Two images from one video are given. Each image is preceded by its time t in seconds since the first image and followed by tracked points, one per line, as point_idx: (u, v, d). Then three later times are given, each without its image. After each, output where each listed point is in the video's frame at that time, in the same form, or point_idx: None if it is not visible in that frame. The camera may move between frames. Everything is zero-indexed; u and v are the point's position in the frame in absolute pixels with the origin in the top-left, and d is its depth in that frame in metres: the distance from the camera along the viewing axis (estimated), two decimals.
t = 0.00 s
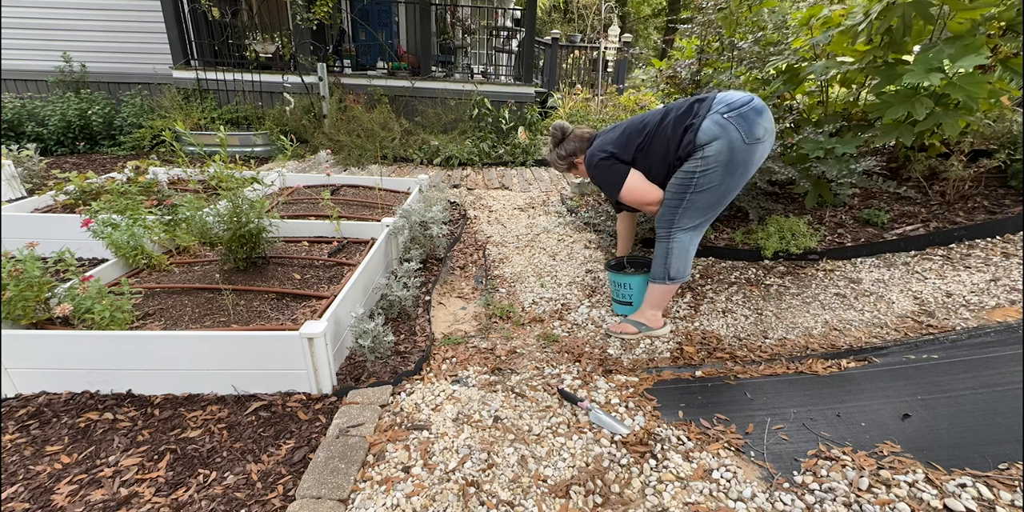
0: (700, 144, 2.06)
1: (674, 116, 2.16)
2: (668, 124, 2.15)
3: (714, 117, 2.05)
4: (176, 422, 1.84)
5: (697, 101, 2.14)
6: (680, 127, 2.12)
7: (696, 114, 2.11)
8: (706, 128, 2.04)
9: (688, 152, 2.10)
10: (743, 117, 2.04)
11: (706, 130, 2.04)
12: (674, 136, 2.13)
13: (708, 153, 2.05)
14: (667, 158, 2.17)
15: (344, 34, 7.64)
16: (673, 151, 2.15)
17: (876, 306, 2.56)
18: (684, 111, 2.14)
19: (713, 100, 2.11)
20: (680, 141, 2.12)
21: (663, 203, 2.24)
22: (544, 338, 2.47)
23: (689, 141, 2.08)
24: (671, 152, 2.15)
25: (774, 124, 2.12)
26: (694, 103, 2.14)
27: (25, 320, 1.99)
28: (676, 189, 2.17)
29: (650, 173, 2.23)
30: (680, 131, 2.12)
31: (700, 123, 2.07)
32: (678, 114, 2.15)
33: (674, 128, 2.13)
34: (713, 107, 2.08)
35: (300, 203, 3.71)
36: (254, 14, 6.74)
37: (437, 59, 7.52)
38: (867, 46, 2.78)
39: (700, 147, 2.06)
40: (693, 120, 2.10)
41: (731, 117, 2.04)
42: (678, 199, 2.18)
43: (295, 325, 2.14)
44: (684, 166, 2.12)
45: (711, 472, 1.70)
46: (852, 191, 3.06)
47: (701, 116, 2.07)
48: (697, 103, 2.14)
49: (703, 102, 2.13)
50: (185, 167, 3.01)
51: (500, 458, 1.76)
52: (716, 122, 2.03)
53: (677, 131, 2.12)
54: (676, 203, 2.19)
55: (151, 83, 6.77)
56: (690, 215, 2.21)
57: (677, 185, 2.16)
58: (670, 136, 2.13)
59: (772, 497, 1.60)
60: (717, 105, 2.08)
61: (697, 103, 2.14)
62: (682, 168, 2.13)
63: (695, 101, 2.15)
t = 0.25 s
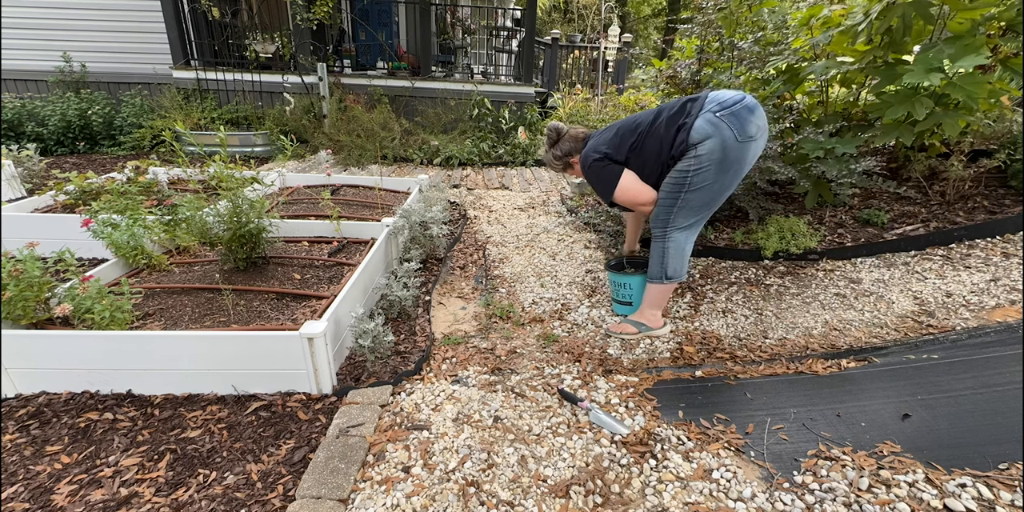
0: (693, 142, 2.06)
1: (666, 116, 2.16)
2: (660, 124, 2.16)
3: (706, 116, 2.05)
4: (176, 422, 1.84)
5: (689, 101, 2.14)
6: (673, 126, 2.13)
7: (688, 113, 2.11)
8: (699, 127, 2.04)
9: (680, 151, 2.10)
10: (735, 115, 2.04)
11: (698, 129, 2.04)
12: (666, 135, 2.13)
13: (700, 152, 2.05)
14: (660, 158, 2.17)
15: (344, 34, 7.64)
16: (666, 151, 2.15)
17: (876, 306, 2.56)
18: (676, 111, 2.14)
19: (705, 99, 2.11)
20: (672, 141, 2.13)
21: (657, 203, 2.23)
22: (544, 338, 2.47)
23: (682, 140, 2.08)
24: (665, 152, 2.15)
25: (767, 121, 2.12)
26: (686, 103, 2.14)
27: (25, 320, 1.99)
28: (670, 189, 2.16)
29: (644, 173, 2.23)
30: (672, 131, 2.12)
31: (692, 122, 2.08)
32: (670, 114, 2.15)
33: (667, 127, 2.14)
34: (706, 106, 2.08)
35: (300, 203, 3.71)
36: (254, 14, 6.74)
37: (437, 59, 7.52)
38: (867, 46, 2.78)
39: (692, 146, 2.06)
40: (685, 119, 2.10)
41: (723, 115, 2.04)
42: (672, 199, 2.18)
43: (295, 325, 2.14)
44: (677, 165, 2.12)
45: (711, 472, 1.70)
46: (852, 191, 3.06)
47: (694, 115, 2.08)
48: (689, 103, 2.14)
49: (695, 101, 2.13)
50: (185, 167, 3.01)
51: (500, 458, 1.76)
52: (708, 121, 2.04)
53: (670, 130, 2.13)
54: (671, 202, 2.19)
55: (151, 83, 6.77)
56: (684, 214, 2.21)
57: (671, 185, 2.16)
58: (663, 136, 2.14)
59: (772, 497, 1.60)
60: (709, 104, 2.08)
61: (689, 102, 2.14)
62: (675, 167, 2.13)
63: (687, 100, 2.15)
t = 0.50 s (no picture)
0: (698, 140, 2.06)
1: (670, 112, 2.16)
2: (665, 120, 2.16)
3: (711, 113, 2.07)
4: (176, 422, 1.84)
5: (693, 99, 2.15)
6: (677, 123, 2.13)
7: (693, 110, 2.12)
8: (705, 124, 2.05)
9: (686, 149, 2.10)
10: (739, 113, 2.06)
11: (704, 126, 2.05)
12: (671, 132, 2.14)
13: (707, 149, 2.05)
14: (663, 154, 2.16)
15: (344, 34, 7.64)
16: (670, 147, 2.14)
17: (875, 306, 2.56)
18: (680, 108, 2.15)
19: (709, 96, 2.12)
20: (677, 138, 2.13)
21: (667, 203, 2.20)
22: (544, 338, 2.47)
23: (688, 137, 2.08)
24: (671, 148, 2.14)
25: (769, 119, 2.14)
26: (689, 101, 2.15)
27: (25, 320, 1.99)
28: (678, 187, 2.14)
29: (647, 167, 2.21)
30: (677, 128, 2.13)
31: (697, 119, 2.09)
32: (674, 111, 2.15)
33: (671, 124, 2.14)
34: (711, 104, 2.10)
35: (300, 203, 3.71)
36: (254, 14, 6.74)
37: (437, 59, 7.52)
38: (866, 46, 2.78)
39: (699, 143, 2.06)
40: (690, 117, 2.10)
41: (728, 112, 2.05)
42: (682, 198, 2.16)
43: (295, 325, 2.14)
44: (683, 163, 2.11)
45: (711, 472, 1.70)
46: (852, 191, 3.06)
47: (699, 113, 2.09)
48: (694, 100, 2.15)
49: (699, 100, 2.14)
50: (185, 167, 3.01)
51: (500, 459, 1.76)
52: (713, 118, 2.05)
53: (674, 127, 2.13)
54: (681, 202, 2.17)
55: (151, 83, 6.77)
56: (695, 214, 2.20)
57: (679, 183, 2.14)
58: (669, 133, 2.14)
59: (772, 497, 1.60)
60: (713, 101, 2.10)
61: (693, 100, 2.15)
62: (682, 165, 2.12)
63: (691, 98, 2.16)
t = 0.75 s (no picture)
0: (684, 139, 2.09)
1: (659, 114, 2.22)
2: (654, 122, 2.22)
3: (697, 112, 2.09)
4: (176, 421, 1.84)
5: (681, 100, 2.21)
6: (666, 124, 2.19)
7: (681, 111, 2.17)
8: (690, 123, 2.08)
9: (675, 148, 2.14)
10: (726, 111, 2.07)
11: (689, 125, 2.08)
12: (659, 133, 2.19)
13: (692, 147, 2.07)
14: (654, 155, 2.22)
15: (344, 34, 7.64)
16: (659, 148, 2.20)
17: (875, 306, 2.56)
18: (669, 110, 2.20)
19: (696, 97, 2.16)
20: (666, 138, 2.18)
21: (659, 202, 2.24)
22: (544, 338, 2.47)
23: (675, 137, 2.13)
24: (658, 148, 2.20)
25: (760, 116, 2.13)
26: (677, 102, 2.21)
27: (25, 320, 2.00)
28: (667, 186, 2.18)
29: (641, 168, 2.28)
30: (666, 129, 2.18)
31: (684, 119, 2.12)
32: (663, 113, 2.21)
33: (660, 125, 2.20)
34: (696, 104, 2.13)
35: (300, 203, 3.71)
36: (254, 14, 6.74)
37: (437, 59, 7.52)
38: (866, 46, 2.78)
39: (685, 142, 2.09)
40: (678, 117, 2.15)
41: (713, 110, 2.07)
42: (672, 197, 2.18)
43: (295, 325, 2.14)
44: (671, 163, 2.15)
45: (711, 472, 1.70)
46: (852, 191, 3.06)
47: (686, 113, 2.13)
48: (681, 101, 2.21)
49: (686, 100, 2.19)
50: (185, 167, 3.01)
51: (500, 459, 1.76)
52: (698, 117, 2.07)
53: (663, 129, 2.19)
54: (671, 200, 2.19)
55: (151, 82, 6.77)
56: (686, 213, 2.21)
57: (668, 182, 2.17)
58: (658, 134, 2.20)
59: (772, 497, 1.60)
60: (699, 101, 2.13)
61: (681, 101, 2.20)
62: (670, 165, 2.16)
63: (679, 99, 2.21)
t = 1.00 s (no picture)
0: (686, 139, 2.09)
1: (660, 114, 2.20)
2: (654, 122, 2.21)
3: (698, 113, 2.09)
4: (176, 421, 1.84)
5: (682, 100, 2.20)
6: (666, 125, 2.18)
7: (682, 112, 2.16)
8: (691, 123, 2.08)
9: (676, 149, 2.14)
10: (727, 112, 2.07)
11: (691, 126, 2.08)
12: (659, 133, 2.18)
13: (694, 148, 2.07)
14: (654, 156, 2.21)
15: (344, 34, 7.64)
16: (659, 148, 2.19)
17: (875, 306, 2.56)
18: (669, 110, 2.20)
19: (697, 97, 2.16)
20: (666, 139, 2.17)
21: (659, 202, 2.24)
22: (544, 338, 2.47)
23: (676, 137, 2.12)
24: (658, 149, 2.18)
25: (761, 117, 2.13)
26: (678, 102, 2.20)
27: (25, 320, 2.00)
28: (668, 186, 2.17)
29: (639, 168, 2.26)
30: (666, 130, 2.17)
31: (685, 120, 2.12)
32: (663, 114, 2.20)
33: (660, 125, 2.18)
34: (698, 104, 2.13)
35: (300, 203, 3.71)
36: (254, 14, 6.74)
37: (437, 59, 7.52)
38: (866, 46, 2.78)
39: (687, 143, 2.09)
40: (678, 118, 2.14)
41: (715, 111, 2.07)
42: (673, 197, 2.18)
43: (295, 325, 2.14)
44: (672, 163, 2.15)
45: (711, 472, 1.70)
46: (852, 191, 3.06)
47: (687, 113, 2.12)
48: (681, 102, 2.20)
49: (687, 100, 2.18)
50: (185, 167, 3.01)
51: (500, 458, 1.76)
52: (700, 117, 2.07)
53: (664, 129, 2.18)
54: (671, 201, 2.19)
55: (151, 82, 6.77)
56: (686, 213, 2.21)
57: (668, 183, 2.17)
58: (658, 135, 2.18)
59: (772, 497, 1.60)
60: (701, 102, 2.13)
61: (682, 101, 2.19)
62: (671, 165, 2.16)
63: (680, 99, 2.21)
